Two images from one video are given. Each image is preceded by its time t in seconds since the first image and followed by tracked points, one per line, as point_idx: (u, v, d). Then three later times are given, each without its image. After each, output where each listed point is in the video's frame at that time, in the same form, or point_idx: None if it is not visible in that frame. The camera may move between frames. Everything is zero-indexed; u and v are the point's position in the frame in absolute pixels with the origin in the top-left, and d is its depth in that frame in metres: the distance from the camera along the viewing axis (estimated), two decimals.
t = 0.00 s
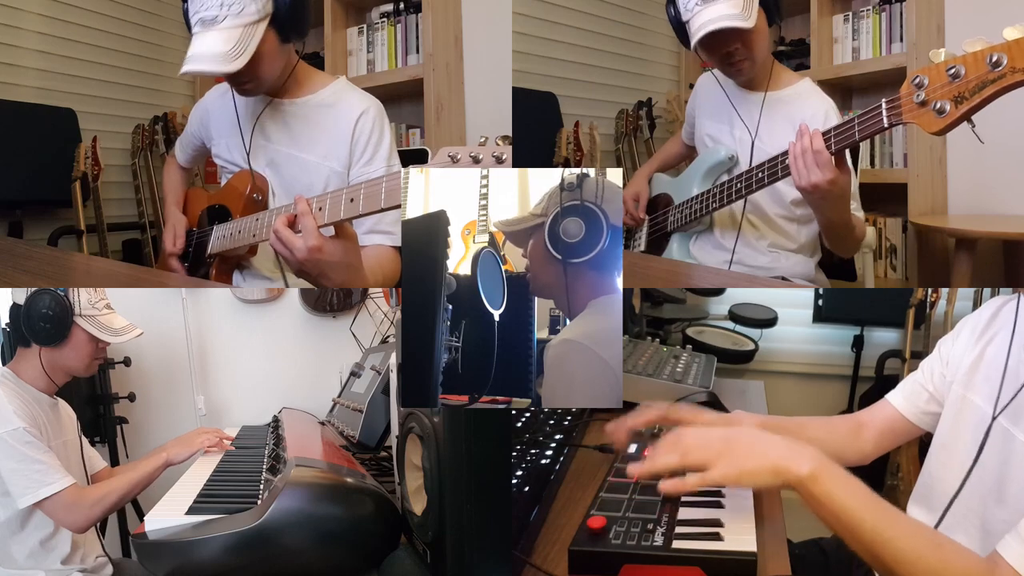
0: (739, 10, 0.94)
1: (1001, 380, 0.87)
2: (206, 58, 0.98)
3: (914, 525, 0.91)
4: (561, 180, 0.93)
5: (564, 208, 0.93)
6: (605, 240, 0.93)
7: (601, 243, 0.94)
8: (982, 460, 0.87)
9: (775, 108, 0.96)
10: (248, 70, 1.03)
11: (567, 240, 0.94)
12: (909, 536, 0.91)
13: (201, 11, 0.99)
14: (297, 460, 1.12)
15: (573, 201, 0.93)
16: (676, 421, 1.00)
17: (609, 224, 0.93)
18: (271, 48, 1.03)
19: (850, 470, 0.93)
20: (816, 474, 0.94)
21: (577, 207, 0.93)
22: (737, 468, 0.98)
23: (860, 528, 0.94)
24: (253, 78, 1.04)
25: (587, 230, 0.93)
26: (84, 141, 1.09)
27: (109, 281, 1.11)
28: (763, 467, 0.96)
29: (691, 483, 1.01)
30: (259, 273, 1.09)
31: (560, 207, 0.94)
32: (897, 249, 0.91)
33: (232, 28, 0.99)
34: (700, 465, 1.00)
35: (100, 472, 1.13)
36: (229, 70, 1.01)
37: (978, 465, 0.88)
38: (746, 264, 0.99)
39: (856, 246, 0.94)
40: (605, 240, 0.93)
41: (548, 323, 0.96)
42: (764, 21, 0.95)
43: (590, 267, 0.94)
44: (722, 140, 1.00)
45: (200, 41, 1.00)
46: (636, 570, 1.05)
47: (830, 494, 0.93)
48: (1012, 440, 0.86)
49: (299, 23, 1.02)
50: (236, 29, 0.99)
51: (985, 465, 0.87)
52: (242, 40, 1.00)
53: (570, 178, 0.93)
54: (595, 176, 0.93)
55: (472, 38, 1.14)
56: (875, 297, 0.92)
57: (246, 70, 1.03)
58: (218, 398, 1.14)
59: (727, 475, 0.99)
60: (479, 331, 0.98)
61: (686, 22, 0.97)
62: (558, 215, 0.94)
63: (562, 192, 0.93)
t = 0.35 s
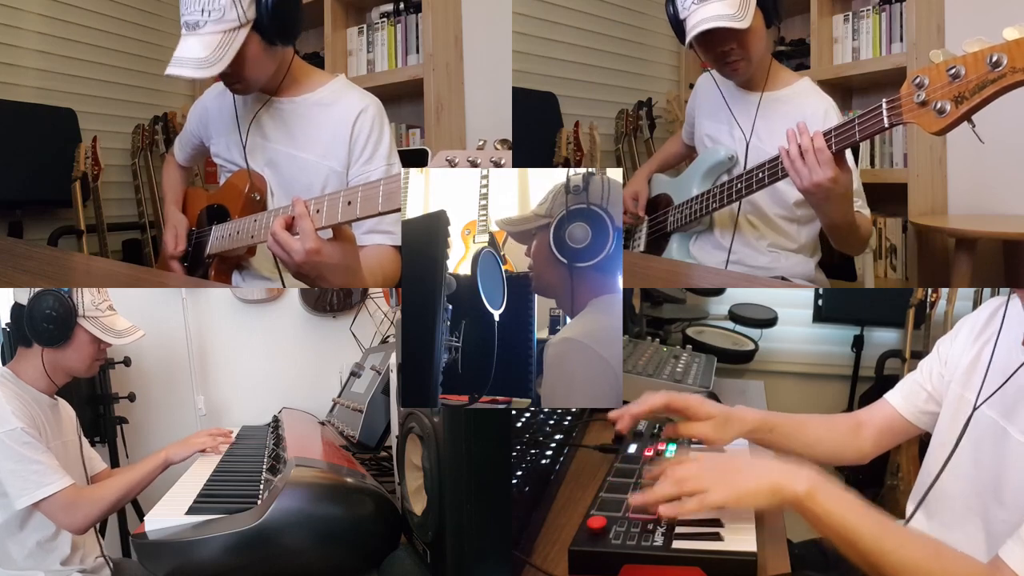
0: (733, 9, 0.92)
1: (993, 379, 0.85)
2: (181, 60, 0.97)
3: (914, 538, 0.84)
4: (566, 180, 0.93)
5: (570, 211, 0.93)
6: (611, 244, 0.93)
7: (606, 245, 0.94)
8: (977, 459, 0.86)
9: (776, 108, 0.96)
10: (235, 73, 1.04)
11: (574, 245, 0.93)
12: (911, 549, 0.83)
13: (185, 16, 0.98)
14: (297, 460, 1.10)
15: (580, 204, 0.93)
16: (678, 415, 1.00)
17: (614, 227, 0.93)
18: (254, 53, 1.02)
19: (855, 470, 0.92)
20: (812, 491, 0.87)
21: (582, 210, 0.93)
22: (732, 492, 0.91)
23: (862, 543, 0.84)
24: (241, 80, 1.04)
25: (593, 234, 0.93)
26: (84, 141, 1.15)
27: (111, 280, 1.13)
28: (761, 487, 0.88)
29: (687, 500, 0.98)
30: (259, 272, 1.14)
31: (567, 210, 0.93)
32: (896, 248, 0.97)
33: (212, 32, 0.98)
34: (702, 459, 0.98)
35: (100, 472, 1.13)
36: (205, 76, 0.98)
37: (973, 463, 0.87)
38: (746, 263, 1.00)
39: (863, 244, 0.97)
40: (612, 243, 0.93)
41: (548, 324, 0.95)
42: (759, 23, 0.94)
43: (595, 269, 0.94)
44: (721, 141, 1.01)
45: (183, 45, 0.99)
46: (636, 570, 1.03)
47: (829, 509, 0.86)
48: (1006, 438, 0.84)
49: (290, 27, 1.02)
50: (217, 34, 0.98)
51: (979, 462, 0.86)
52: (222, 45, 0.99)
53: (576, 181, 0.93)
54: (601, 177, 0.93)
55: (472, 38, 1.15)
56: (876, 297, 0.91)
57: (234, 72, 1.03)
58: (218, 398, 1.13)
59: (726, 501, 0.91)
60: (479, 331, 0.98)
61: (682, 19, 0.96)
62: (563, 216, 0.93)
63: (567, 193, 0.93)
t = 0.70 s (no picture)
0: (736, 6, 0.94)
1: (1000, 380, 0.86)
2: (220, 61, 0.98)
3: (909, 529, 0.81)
4: (557, 179, 0.94)
5: (561, 206, 0.94)
6: (603, 237, 0.93)
7: (598, 240, 0.94)
8: (978, 459, 0.87)
9: (776, 108, 0.97)
10: (258, 73, 1.04)
11: (565, 236, 0.94)
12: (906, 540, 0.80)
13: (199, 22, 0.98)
14: (296, 460, 1.11)
15: (571, 197, 0.94)
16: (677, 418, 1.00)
17: (607, 222, 0.93)
18: (277, 41, 1.03)
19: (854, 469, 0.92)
20: (808, 478, 0.82)
21: (575, 204, 0.94)
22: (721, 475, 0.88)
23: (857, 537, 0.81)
24: (264, 78, 1.04)
25: (585, 227, 0.93)
26: (84, 141, 1.15)
27: (110, 281, 1.12)
28: (758, 471, 0.84)
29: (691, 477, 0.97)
30: (259, 273, 1.11)
31: (559, 205, 0.94)
32: (897, 250, 0.94)
33: (236, 28, 0.98)
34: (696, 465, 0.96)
35: (100, 472, 1.12)
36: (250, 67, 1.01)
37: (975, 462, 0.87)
38: (746, 263, 1.01)
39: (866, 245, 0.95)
40: (604, 237, 0.93)
41: (548, 323, 0.95)
42: (764, 20, 0.96)
43: (589, 264, 0.94)
44: (720, 140, 1.01)
45: (210, 51, 0.99)
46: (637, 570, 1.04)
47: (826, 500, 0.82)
48: (1010, 438, 0.85)
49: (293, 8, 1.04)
50: (241, 27, 0.99)
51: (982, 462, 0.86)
52: (252, 36, 1.00)
53: (569, 176, 0.94)
54: (592, 175, 0.94)
55: (472, 36, 1.15)
56: (875, 297, 0.92)
57: (258, 70, 1.03)
58: (218, 398, 1.13)
59: (721, 479, 0.89)
60: (479, 331, 0.98)
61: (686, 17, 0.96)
62: (557, 212, 0.94)
63: (559, 190, 0.94)
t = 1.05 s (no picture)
0: None
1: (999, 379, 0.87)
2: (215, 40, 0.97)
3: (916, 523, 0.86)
4: (558, 180, 0.93)
5: (562, 205, 0.93)
6: (603, 237, 0.93)
7: (597, 240, 0.94)
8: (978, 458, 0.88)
9: (776, 108, 0.96)
10: (252, 62, 1.03)
11: (565, 235, 0.93)
12: (911, 534, 0.86)
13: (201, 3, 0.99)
14: (297, 460, 1.10)
15: (573, 197, 0.93)
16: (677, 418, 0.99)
17: (607, 222, 0.93)
18: (274, 35, 1.02)
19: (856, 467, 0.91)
20: (818, 467, 0.88)
21: (575, 204, 0.93)
22: (739, 455, 0.95)
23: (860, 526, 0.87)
24: (258, 69, 1.04)
25: (585, 226, 0.93)
26: (84, 141, 1.15)
27: (110, 280, 1.12)
28: (767, 458, 0.92)
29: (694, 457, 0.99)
30: (259, 273, 1.12)
31: (559, 205, 0.93)
32: (896, 249, 0.94)
33: (236, 12, 0.99)
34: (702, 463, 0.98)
35: (100, 471, 1.13)
36: (243, 51, 1.00)
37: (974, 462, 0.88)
38: (746, 264, 1.01)
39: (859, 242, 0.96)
40: (603, 237, 0.93)
41: (548, 323, 0.96)
42: (764, 17, 0.95)
43: (588, 264, 0.94)
44: (721, 140, 1.01)
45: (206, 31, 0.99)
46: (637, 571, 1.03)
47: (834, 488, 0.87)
48: (1008, 437, 0.86)
49: (296, 6, 1.03)
50: (241, 13, 0.99)
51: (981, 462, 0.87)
52: (250, 24, 0.99)
53: (570, 176, 0.93)
54: (594, 177, 0.94)
55: (472, 35, 1.18)
56: (876, 297, 0.92)
57: (252, 62, 1.03)
58: (218, 398, 1.13)
59: (732, 462, 0.95)
60: (479, 331, 0.98)
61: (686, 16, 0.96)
62: (557, 212, 0.94)
63: (560, 190, 0.94)
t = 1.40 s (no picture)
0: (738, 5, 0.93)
1: (994, 378, 0.87)
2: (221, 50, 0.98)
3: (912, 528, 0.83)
4: (558, 180, 0.93)
5: (564, 206, 0.93)
6: (603, 237, 0.93)
7: (599, 240, 0.94)
8: (977, 457, 0.88)
9: (774, 108, 0.97)
10: (258, 68, 1.03)
11: (567, 235, 0.93)
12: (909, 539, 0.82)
13: (202, 14, 0.98)
14: (297, 460, 1.10)
15: (573, 197, 0.93)
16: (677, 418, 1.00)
17: (609, 221, 0.93)
18: (277, 38, 1.02)
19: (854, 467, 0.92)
20: (810, 478, 0.83)
21: (575, 204, 0.93)
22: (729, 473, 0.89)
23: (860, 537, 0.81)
24: (264, 75, 1.04)
25: (586, 227, 0.93)
26: (84, 141, 1.15)
27: (110, 280, 1.13)
28: (758, 472, 0.86)
29: (688, 482, 0.97)
30: (259, 273, 1.12)
31: (560, 206, 0.93)
32: (897, 249, 0.92)
33: (239, 21, 0.98)
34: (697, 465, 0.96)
35: (102, 471, 1.13)
36: (251, 59, 1.00)
37: (973, 462, 0.88)
38: (746, 264, 1.01)
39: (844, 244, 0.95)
40: (606, 237, 0.93)
41: (548, 324, 0.96)
42: (764, 19, 0.95)
43: (589, 264, 0.94)
44: (721, 140, 1.00)
45: (211, 43, 0.99)
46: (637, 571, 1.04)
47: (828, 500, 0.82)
48: (1005, 437, 0.86)
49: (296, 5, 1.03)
50: (243, 20, 0.98)
51: (980, 461, 0.87)
52: (254, 31, 0.99)
53: (570, 176, 0.93)
54: (593, 176, 0.93)
55: (472, 35, 1.17)
56: (876, 297, 0.92)
57: (258, 65, 1.03)
58: (218, 398, 1.13)
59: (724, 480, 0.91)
60: (479, 331, 0.98)
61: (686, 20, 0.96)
62: (558, 212, 0.93)
63: (560, 191, 0.93)
